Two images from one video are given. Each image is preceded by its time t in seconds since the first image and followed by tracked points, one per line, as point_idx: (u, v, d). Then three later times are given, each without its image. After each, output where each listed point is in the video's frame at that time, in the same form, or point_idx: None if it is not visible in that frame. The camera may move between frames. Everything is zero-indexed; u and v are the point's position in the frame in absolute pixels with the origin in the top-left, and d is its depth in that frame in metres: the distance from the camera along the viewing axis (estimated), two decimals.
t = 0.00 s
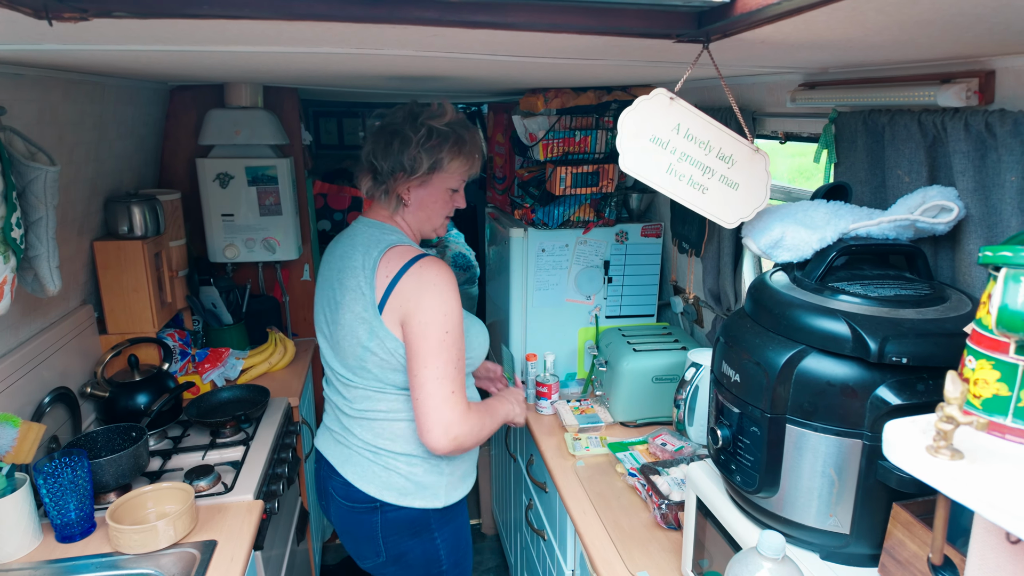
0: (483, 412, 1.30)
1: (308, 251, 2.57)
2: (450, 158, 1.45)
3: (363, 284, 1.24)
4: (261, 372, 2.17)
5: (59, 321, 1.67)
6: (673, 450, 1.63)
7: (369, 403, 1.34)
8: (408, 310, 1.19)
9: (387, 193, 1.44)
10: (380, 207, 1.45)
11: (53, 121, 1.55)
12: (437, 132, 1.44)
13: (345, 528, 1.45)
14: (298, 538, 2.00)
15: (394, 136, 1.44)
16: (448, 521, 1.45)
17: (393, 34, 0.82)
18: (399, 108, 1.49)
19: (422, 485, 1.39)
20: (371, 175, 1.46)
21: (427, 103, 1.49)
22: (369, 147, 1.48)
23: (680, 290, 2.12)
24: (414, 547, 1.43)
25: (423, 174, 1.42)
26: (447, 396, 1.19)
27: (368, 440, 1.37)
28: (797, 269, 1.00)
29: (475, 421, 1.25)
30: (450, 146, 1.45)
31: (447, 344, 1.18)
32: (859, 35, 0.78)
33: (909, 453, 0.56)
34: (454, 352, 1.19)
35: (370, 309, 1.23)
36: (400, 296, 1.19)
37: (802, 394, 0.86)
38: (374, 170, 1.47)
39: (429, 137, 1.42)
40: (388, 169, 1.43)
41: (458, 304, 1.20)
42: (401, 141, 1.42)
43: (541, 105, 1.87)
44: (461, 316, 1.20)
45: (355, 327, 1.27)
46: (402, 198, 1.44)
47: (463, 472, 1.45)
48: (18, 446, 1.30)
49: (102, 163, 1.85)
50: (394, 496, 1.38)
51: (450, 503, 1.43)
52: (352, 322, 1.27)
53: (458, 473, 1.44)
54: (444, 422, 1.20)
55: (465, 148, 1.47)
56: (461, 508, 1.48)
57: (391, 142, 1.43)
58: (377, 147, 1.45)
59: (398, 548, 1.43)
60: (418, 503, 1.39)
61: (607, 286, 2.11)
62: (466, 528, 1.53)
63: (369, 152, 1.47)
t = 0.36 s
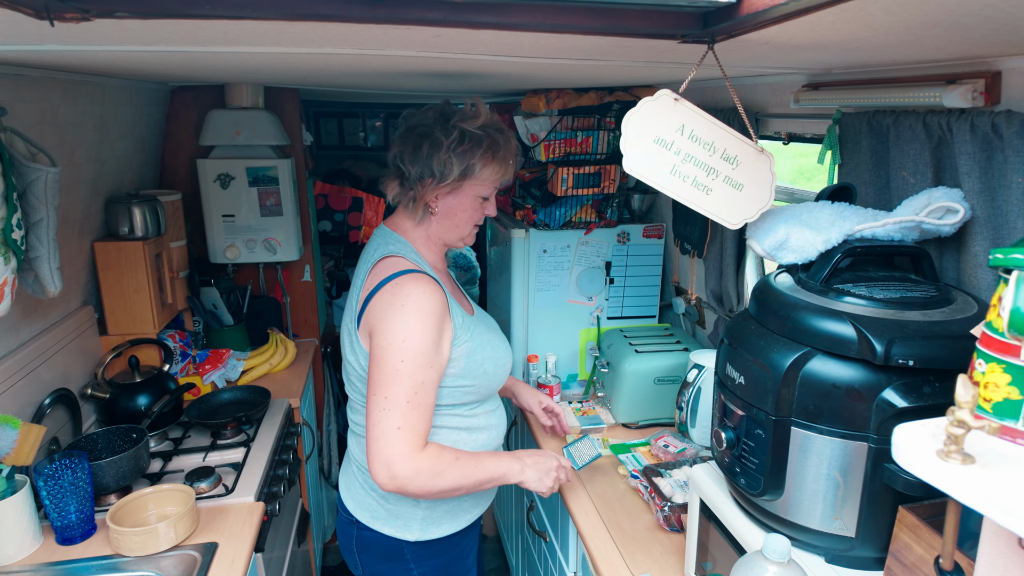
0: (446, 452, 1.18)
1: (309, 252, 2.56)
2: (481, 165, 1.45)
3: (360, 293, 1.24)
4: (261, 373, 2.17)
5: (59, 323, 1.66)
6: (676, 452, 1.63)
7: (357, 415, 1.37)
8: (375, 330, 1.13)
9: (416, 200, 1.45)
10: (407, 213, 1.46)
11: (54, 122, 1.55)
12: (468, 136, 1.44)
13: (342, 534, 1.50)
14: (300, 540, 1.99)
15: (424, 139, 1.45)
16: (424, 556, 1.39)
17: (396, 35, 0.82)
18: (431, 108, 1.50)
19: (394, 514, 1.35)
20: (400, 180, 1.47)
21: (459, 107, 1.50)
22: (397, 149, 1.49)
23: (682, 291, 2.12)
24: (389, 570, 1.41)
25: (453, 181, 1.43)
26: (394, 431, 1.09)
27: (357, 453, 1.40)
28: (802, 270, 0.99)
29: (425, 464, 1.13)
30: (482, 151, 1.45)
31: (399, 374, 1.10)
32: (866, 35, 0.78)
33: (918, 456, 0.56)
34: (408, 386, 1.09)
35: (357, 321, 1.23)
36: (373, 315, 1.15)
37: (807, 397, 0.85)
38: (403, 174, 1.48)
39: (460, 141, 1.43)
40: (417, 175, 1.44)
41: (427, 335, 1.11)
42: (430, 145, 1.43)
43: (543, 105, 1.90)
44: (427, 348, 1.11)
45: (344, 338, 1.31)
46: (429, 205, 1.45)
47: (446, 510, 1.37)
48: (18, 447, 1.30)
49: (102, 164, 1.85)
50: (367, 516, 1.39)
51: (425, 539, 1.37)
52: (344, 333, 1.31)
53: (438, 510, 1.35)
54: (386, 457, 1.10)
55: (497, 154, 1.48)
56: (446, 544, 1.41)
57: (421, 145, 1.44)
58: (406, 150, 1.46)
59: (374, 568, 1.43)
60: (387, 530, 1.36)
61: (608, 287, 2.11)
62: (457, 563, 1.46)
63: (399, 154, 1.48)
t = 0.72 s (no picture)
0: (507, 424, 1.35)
1: (308, 252, 2.56)
2: (489, 162, 1.43)
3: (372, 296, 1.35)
4: (260, 373, 2.17)
5: (57, 322, 1.66)
6: (675, 452, 1.62)
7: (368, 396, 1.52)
8: (402, 333, 1.25)
9: (427, 201, 1.45)
10: (421, 214, 1.47)
11: (52, 122, 1.54)
12: (473, 134, 1.43)
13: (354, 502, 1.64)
14: (298, 540, 1.99)
15: (431, 141, 1.44)
16: (414, 531, 1.50)
17: (393, 33, 0.82)
18: (438, 110, 1.49)
19: (389, 485, 1.48)
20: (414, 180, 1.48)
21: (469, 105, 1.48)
22: (409, 151, 1.50)
23: (681, 291, 2.11)
24: (383, 538, 1.54)
25: (460, 180, 1.42)
26: (466, 414, 1.25)
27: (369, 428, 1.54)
28: (801, 270, 0.98)
29: (496, 434, 1.30)
30: (489, 148, 1.43)
31: (445, 366, 1.23)
32: (865, 34, 0.77)
33: (916, 456, 0.55)
34: (457, 373, 1.24)
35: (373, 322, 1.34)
36: (392, 318, 1.26)
37: (805, 397, 0.85)
38: (415, 177, 1.48)
39: (465, 140, 1.42)
40: (427, 176, 1.44)
41: (451, 326, 1.24)
42: (437, 146, 1.42)
43: (541, 104, 1.92)
44: (455, 336, 1.24)
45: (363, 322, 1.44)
46: (441, 205, 1.45)
47: (437, 488, 1.46)
48: (16, 447, 1.30)
49: (101, 163, 1.84)
50: (368, 484, 1.53)
51: (414, 512, 1.48)
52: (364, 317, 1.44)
53: (429, 488, 1.46)
54: (467, 436, 1.27)
55: (505, 150, 1.45)
56: (434, 522, 1.50)
57: (428, 147, 1.44)
58: (416, 153, 1.46)
59: (372, 535, 1.56)
60: (382, 499, 1.50)
61: (607, 287, 2.10)
62: (447, 548, 1.54)
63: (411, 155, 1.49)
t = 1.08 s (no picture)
0: (491, 418, 1.34)
1: (308, 252, 2.56)
2: (512, 157, 1.44)
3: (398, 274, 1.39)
4: (259, 373, 2.17)
5: (56, 322, 1.66)
6: (674, 453, 1.61)
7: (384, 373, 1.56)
8: (413, 308, 1.28)
9: (454, 192, 1.46)
10: (446, 206, 1.48)
11: (51, 122, 1.54)
12: (499, 133, 1.44)
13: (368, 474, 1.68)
14: (297, 540, 1.99)
15: (461, 138, 1.47)
16: (421, 503, 1.52)
17: (392, 34, 0.82)
18: (469, 113, 1.52)
19: (399, 458, 1.50)
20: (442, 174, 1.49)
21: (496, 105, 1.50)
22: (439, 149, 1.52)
23: (680, 292, 2.12)
24: (392, 511, 1.56)
25: (486, 173, 1.43)
26: (444, 393, 1.27)
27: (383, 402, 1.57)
28: (799, 271, 0.99)
29: (473, 422, 1.30)
30: (513, 145, 1.44)
31: (440, 345, 1.26)
32: (862, 37, 0.78)
33: (913, 459, 0.55)
34: (448, 354, 1.26)
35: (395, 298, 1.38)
36: (408, 293, 1.30)
37: (803, 398, 0.85)
38: (444, 171, 1.50)
39: (492, 137, 1.44)
40: (455, 170, 1.46)
41: (457, 309, 1.27)
42: (466, 142, 1.45)
43: (541, 105, 1.91)
44: (459, 321, 1.27)
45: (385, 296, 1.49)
46: (466, 197, 1.46)
47: (445, 463, 1.48)
48: (14, 447, 1.30)
49: (100, 163, 1.85)
50: (380, 457, 1.56)
51: (421, 485, 1.50)
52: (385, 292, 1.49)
53: (437, 462, 1.48)
54: (440, 415, 1.28)
55: (527, 148, 1.47)
56: (441, 496, 1.52)
57: (458, 144, 1.47)
58: (446, 150, 1.49)
59: (382, 506, 1.59)
60: (392, 471, 1.53)
61: (606, 288, 2.10)
62: (453, 521, 1.56)
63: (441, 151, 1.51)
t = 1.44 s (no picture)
0: (502, 408, 1.34)
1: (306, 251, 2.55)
2: (511, 152, 1.43)
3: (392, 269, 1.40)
4: (257, 372, 2.16)
5: (52, 321, 1.65)
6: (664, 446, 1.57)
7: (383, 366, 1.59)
8: (405, 300, 1.29)
9: (454, 185, 1.46)
10: (447, 201, 1.48)
11: (48, 119, 1.53)
12: (500, 128, 1.43)
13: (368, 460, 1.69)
14: (294, 540, 1.98)
15: (462, 132, 1.46)
16: (402, 492, 1.52)
17: (389, 30, 0.81)
18: (470, 109, 1.52)
19: (385, 447, 1.52)
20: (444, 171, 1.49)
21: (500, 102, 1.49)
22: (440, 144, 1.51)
23: (678, 291, 2.11)
24: (380, 497, 1.58)
25: (486, 166, 1.42)
26: (450, 378, 1.28)
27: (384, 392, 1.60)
28: (798, 270, 0.98)
29: (484, 407, 1.31)
30: (513, 140, 1.44)
31: (437, 333, 1.27)
32: (861, 34, 0.77)
33: (912, 457, 0.55)
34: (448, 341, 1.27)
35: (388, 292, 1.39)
36: (399, 286, 1.31)
37: (801, 396, 0.85)
38: (444, 165, 1.50)
39: (493, 132, 1.43)
40: (456, 164, 1.45)
41: (450, 297, 1.27)
42: (467, 136, 1.44)
43: (540, 105, 1.92)
44: (452, 308, 1.27)
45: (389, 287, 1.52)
46: (467, 190, 1.46)
47: (426, 456, 1.48)
48: (9, 446, 1.29)
49: (97, 161, 1.84)
50: (371, 446, 1.59)
51: (403, 476, 1.50)
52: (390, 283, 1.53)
53: (417, 455, 1.48)
54: (451, 400, 1.30)
55: (526, 142, 1.46)
56: (421, 489, 1.51)
57: (459, 138, 1.46)
58: (447, 144, 1.48)
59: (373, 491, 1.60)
60: (379, 460, 1.54)
61: (605, 287, 2.10)
62: (432, 516, 1.55)
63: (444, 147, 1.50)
